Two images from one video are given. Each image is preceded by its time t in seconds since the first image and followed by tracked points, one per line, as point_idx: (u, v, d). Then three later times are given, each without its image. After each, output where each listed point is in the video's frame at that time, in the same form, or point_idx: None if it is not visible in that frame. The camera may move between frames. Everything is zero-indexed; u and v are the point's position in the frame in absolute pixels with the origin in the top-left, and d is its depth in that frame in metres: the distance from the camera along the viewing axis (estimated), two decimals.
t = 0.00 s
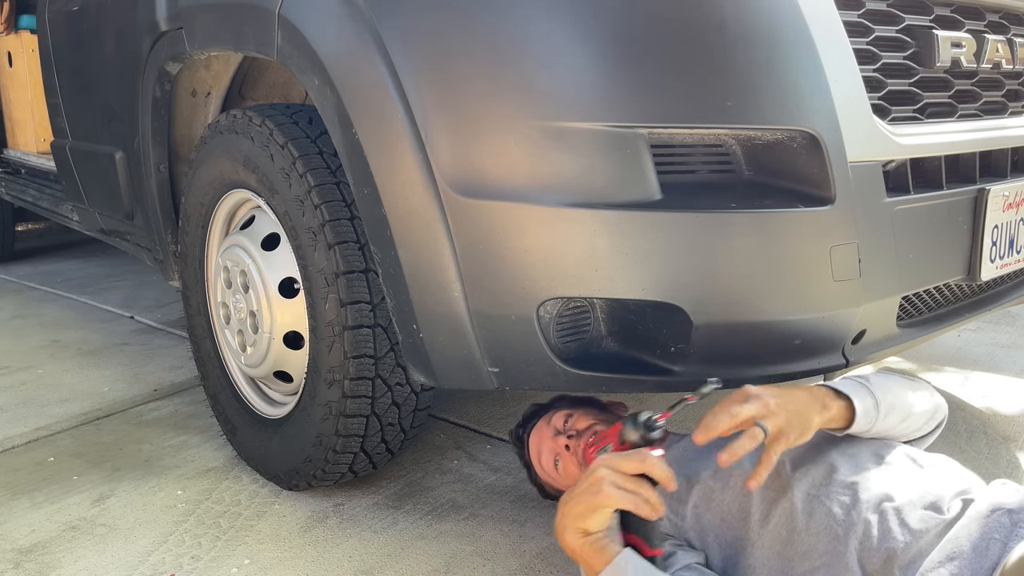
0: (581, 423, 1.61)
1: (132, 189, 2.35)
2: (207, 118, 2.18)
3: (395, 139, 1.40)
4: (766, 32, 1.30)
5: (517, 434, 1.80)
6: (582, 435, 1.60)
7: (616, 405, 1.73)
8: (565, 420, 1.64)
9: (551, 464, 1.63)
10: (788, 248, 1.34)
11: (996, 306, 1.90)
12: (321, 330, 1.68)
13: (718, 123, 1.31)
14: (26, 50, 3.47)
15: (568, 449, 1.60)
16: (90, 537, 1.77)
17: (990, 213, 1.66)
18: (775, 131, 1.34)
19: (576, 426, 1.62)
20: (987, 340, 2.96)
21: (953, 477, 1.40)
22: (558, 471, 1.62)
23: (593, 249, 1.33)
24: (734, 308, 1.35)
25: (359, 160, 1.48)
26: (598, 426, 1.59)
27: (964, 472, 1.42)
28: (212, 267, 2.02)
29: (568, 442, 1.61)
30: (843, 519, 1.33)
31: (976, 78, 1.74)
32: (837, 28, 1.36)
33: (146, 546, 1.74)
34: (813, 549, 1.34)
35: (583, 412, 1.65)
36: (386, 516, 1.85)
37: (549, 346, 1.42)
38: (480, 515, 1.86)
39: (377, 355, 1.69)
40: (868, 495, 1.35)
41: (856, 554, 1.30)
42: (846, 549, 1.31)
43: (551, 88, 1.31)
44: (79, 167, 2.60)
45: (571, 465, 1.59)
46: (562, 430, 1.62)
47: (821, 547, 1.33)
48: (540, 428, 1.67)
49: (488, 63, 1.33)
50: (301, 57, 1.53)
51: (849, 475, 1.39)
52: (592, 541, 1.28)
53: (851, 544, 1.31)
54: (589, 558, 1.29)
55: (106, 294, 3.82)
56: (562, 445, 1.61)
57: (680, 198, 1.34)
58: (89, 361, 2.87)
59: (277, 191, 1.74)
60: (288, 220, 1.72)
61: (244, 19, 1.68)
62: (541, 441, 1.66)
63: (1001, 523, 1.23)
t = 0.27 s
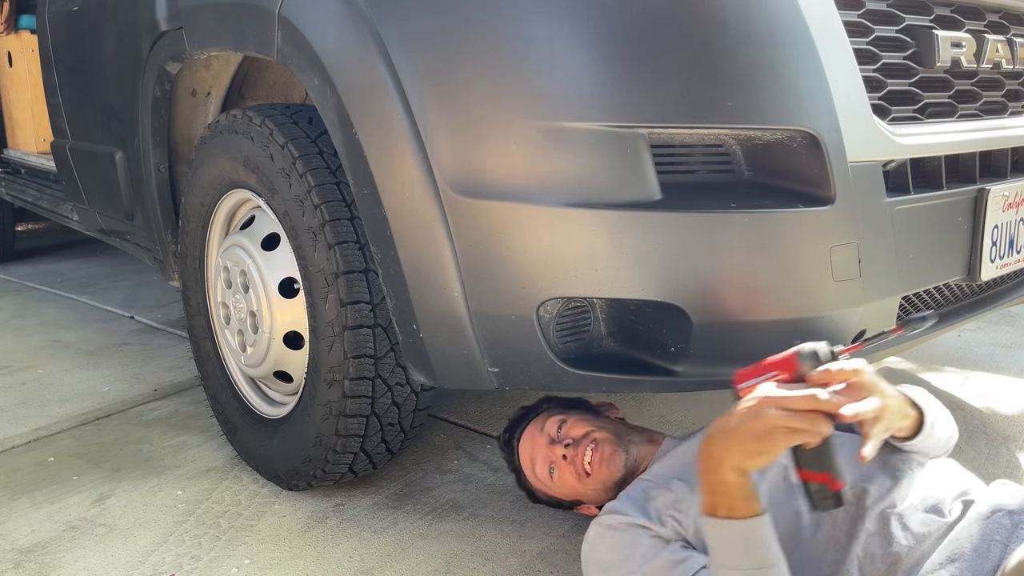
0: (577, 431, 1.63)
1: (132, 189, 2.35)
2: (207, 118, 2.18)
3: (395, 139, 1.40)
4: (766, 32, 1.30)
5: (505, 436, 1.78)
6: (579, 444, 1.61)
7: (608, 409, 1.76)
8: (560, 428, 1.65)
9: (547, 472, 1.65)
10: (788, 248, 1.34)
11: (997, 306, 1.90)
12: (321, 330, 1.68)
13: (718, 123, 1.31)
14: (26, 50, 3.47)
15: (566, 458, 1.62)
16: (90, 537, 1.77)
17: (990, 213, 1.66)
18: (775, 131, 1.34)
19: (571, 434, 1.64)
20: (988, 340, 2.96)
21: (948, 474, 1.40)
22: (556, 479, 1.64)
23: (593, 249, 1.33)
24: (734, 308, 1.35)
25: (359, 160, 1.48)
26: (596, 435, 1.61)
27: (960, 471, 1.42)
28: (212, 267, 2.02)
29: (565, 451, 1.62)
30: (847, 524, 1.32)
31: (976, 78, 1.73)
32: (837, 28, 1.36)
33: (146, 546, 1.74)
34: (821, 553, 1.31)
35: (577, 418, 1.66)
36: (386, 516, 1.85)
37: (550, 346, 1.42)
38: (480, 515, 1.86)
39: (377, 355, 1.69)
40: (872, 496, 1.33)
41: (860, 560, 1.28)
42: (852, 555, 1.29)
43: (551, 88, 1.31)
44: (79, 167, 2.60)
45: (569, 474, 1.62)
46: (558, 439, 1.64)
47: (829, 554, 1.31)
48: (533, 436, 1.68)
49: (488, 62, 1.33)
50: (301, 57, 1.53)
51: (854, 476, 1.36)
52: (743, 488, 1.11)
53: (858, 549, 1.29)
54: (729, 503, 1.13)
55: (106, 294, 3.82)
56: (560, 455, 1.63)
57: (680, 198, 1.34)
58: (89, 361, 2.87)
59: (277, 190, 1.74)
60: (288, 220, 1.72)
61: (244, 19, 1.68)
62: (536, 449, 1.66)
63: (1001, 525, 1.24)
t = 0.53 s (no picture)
0: (572, 433, 1.62)
1: (132, 189, 2.35)
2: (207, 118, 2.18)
3: (395, 139, 1.40)
4: (766, 32, 1.30)
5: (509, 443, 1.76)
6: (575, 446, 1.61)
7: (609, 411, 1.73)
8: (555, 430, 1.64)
9: (545, 475, 1.64)
10: (788, 248, 1.34)
11: (996, 306, 1.90)
12: (321, 330, 1.68)
13: (718, 124, 1.31)
14: (26, 50, 3.47)
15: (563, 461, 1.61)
16: (90, 537, 1.77)
17: (990, 213, 1.66)
18: (775, 131, 1.34)
19: (567, 436, 1.63)
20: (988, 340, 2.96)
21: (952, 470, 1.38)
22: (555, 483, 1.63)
23: (593, 249, 1.33)
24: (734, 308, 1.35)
25: (359, 160, 1.48)
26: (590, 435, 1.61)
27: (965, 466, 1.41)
28: (212, 267, 2.02)
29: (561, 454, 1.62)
30: (846, 524, 1.32)
31: (976, 78, 1.73)
32: (837, 28, 1.36)
33: (146, 545, 1.74)
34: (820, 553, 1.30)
35: (573, 420, 1.66)
36: (386, 516, 1.85)
37: (550, 346, 1.42)
38: (480, 515, 1.86)
39: (377, 355, 1.69)
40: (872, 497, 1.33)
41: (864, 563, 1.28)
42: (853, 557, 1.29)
43: (551, 88, 1.31)
44: (79, 167, 2.60)
45: (566, 477, 1.62)
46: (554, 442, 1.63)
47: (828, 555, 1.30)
48: (530, 441, 1.67)
49: (488, 63, 1.33)
50: (301, 57, 1.53)
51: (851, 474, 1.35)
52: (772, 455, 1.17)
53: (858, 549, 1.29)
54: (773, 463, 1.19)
55: (106, 294, 3.82)
56: (556, 457, 1.62)
57: (680, 198, 1.34)
58: (89, 361, 2.87)
59: (277, 190, 1.74)
60: (288, 220, 1.72)
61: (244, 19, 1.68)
62: (534, 453, 1.66)
63: (1004, 521, 1.23)
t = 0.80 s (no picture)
0: (563, 428, 1.65)
1: (132, 189, 2.35)
2: (207, 118, 2.17)
3: (395, 139, 1.40)
4: (766, 32, 1.30)
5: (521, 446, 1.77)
6: (562, 439, 1.63)
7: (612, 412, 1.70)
8: (548, 426, 1.67)
9: (538, 471, 1.67)
10: (788, 248, 1.34)
11: (996, 306, 1.90)
12: (321, 330, 1.68)
13: (718, 123, 1.30)
14: (26, 50, 3.47)
15: (550, 454, 1.64)
16: (89, 537, 1.77)
17: (990, 213, 1.66)
18: (775, 131, 1.34)
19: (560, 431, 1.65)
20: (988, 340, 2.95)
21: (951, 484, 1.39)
22: (546, 477, 1.65)
23: (593, 249, 1.32)
24: (735, 308, 1.35)
25: (359, 160, 1.47)
26: (579, 429, 1.63)
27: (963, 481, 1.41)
28: (212, 267, 2.02)
29: (549, 447, 1.64)
30: (845, 533, 1.24)
31: (976, 78, 1.73)
32: (838, 28, 1.36)
33: (146, 546, 1.74)
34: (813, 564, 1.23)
35: (570, 417, 1.68)
36: (386, 517, 1.85)
37: (550, 346, 1.42)
38: (480, 515, 1.86)
39: (377, 355, 1.69)
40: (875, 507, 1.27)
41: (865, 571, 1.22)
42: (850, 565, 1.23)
43: (551, 87, 1.31)
44: (79, 167, 2.60)
45: (555, 470, 1.63)
46: (544, 436, 1.66)
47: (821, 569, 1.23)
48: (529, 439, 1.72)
49: (489, 63, 1.33)
50: (301, 57, 1.53)
51: (853, 486, 1.28)
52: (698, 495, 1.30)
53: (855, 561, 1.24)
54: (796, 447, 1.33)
55: (106, 294, 3.82)
56: (546, 451, 1.65)
57: (680, 198, 1.34)
58: (89, 361, 2.87)
59: (277, 190, 1.74)
60: (288, 220, 1.72)
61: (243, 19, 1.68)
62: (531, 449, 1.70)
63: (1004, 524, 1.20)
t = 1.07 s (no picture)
0: (569, 419, 1.67)
1: (132, 189, 2.35)
2: (207, 118, 2.18)
3: (395, 139, 1.40)
4: (767, 32, 1.30)
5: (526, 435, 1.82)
6: (568, 430, 1.65)
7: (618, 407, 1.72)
8: (555, 418, 1.70)
9: (542, 462, 1.68)
10: (788, 248, 1.34)
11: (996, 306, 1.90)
12: (320, 331, 1.68)
13: (718, 123, 1.31)
14: (26, 50, 3.47)
15: (556, 444, 1.65)
16: (89, 537, 1.77)
17: (990, 213, 1.66)
18: (775, 131, 1.34)
19: (566, 422, 1.67)
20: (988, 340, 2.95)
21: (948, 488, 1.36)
22: (550, 467, 1.66)
23: (593, 249, 1.32)
24: (735, 308, 1.35)
25: (359, 160, 1.47)
26: (584, 421, 1.65)
27: (960, 484, 1.38)
28: (212, 267, 2.02)
29: (555, 437, 1.66)
30: (828, 530, 1.28)
31: (976, 78, 1.73)
32: (837, 28, 1.36)
33: (146, 546, 1.74)
34: (789, 553, 1.28)
35: (575, 410, 1.70)
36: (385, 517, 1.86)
37: (549, 346, 1.42)
38: (480, 515, 1.86)
39: (377, 355, 1.69)
40: (858, 508, 1.30)
41: (845, 563, 1.23)
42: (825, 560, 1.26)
43: (551, 87, 1.31)
44: (79, 167, 2.60)
45: (558, 460, 1.65)
46: (551, 426, 1.68)
47: (797, 557, 1.28)
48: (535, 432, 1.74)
49: (489, 63, 1.33)
50: (301, 57, 1.53)
51: (843, 485, 1.34)
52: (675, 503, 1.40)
53: (832, 555, 1.27)
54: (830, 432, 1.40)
55: (106, 294, 3.82)
56: (550, 442, 1.67)
57: (679, 198, 1.34)
58: (89, 361, 2.87)
59: (277, 190, 1.74)
60: (288, 220, 1.72)
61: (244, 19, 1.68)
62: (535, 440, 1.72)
63: (1004, 522, 1.19)
